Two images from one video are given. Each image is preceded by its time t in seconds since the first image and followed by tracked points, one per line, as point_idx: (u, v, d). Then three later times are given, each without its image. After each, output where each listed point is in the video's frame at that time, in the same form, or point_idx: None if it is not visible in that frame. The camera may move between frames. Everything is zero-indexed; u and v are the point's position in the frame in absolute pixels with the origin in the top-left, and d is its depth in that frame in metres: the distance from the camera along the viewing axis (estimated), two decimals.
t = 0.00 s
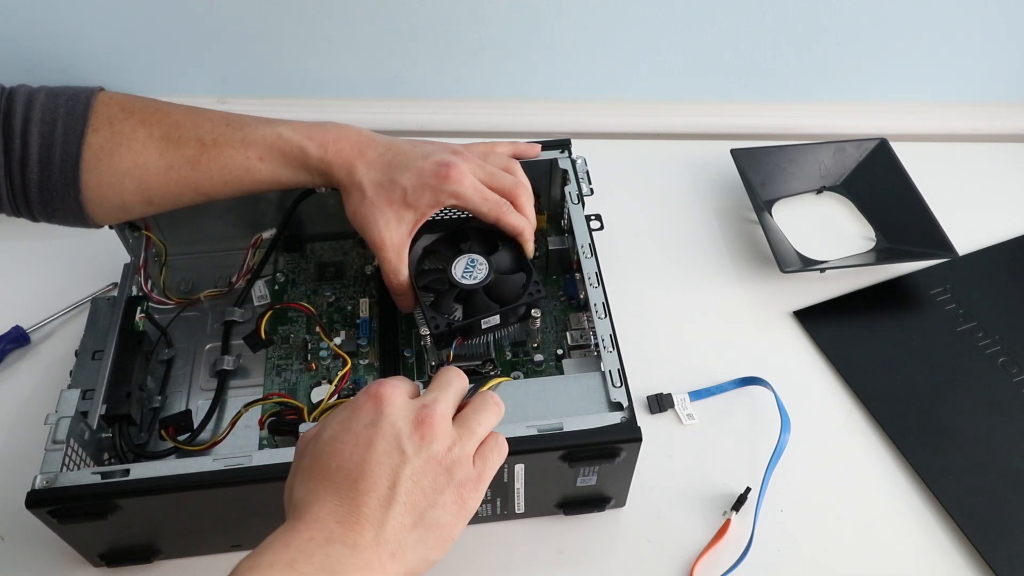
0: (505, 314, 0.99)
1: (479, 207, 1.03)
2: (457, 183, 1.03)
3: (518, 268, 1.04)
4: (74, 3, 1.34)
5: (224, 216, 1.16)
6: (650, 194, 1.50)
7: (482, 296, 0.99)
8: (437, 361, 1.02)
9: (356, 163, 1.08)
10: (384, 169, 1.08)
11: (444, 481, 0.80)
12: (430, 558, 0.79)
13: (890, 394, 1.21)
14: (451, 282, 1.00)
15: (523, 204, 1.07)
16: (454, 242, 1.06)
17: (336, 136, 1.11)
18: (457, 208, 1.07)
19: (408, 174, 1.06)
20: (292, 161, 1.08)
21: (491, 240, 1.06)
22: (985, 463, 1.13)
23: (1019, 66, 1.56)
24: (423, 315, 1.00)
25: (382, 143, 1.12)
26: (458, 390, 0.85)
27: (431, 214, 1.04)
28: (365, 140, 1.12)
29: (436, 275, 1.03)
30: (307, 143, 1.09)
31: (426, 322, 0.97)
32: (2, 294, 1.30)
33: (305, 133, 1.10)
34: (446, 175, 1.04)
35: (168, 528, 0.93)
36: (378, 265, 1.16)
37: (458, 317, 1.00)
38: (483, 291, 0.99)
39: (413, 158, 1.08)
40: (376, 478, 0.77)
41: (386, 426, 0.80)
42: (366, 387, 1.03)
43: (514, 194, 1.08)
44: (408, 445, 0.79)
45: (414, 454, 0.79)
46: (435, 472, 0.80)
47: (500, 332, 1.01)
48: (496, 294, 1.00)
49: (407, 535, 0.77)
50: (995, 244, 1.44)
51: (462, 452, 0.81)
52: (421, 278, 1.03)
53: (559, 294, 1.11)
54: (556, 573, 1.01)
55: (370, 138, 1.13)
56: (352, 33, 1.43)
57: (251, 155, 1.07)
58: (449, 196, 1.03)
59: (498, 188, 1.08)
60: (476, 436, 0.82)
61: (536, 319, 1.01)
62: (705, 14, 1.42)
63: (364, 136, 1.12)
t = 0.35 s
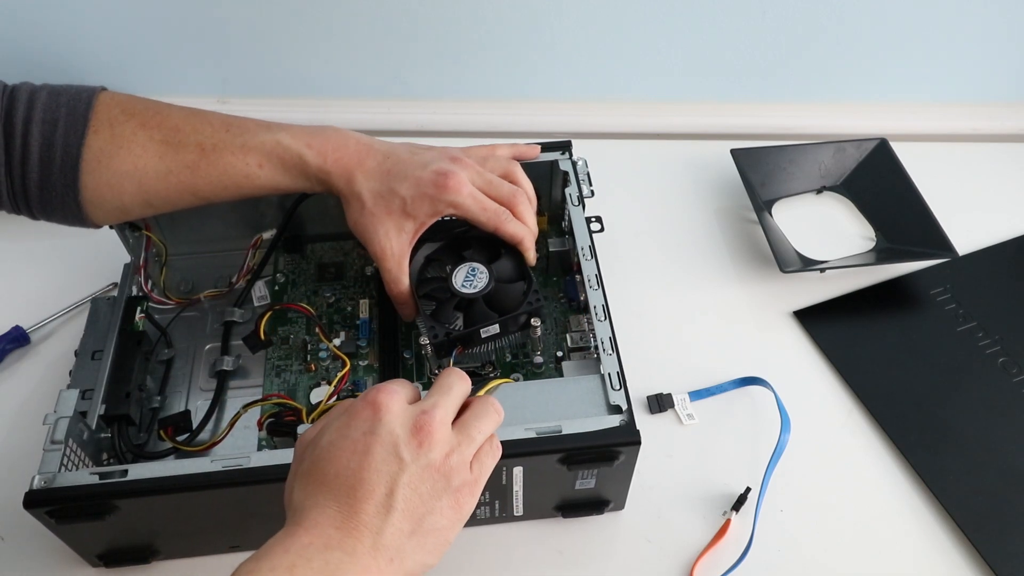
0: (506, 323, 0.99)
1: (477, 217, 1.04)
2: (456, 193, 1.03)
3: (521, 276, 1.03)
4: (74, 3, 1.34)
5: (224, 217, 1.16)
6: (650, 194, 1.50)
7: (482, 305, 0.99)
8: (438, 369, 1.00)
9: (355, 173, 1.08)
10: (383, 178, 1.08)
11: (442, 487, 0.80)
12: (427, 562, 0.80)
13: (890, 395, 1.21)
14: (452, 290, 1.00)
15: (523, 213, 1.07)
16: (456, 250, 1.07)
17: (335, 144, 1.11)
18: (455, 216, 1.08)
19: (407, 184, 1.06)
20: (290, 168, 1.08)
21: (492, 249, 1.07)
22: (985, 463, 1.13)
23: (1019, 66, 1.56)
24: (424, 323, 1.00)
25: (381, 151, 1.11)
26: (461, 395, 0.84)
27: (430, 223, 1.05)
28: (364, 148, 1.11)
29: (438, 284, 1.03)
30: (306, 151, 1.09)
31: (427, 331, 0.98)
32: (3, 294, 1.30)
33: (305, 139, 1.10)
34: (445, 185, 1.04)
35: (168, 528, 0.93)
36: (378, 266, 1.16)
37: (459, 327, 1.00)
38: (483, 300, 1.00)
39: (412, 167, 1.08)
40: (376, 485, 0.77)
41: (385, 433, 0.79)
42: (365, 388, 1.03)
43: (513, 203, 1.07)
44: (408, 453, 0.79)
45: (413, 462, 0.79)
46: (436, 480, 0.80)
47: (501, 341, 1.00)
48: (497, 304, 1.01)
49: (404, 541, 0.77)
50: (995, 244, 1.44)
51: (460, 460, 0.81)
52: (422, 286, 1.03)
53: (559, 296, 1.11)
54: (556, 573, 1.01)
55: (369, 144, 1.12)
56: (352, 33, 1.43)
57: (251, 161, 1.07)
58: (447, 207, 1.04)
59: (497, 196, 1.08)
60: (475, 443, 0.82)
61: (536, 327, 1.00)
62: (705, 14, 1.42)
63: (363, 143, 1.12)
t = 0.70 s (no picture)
0: (514, 320, 1.01)
1: (483, 215, 1.04)
2: (461, 192, 1.03)
3: (524, 271, 1.06)
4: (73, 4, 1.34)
5: (225, 218, 1.16)
6: (650, 194, 1.50)
7: (490, 301, 1.01)
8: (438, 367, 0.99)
9: (358, 173, 1.08)
10: (386, 178, 1.07)
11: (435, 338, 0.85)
12: (439, 408, 0.82)
13: (890, 394, 1.21)
14: (459, 288, 1.01)
15: (524, 206, 1.08)
16: (457, 245, 1.08)
17: (336, 142, 1.10)
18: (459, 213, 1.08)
19: (411, 183, 1.06)
20: (291, 168, 1.08)
21: (493, 244, 1.08)
22: (985, 463, 1.13)
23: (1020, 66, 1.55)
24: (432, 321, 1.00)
25: (383, 150, 1.11)
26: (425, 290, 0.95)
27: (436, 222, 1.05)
28: (366, 147, 1.11)
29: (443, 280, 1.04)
30: (307, 150, 1.08)
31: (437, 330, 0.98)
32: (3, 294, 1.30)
33: (306, 139, 1.09)
34: (451, 183, 1.03)
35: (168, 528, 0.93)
36: (378, 266, 1.16)
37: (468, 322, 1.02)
38: (491, 296, 1.01)
39: (415, 165, 1.08)
40: (373, 334, 0.82)
41: (374, 299, 0.86)
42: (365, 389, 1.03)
43: (516, 199, 1.08)
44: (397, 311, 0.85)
45: (404, 316, 0.85)
46: (427, 331, 0.86)
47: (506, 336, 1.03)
48: (503, 300, 1.02)
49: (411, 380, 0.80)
50: (995, 244, 1.44)
51: (444, 323, 0.89)
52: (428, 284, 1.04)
53: (559, 296, 1.11)
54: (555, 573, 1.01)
55: (371, 144, 1.12)
56: (352, 33, 1.43)
57: (251, 161, 1.07)
58: (453, 205, 1.03)
59: (500, 192, 1.08)
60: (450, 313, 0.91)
61: (543, 323, 1.05)
62: (705, 14, 1.42)
63: (365, 143, 1.12)
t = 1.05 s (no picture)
0: (516, 315, 1.02)
1: (483, 212, 1.04)
2: (461, 189, 1.03)
3: (524, 267, 1.06)
4: (74, 4, 1.34)
5: (225, 219, 1.16)
6: (650, 194, 1.50)
7: (490, 297, 1.02)
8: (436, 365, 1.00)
9: (357, 171, 1.08)
10: (386, 176, 1.07)
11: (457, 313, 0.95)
12: (462, 362, 0.89)
13: (889, 394, 1.21)
14: (460, 285, 1.03)
15: (524, 203, 1.09)
16: (456, 242, 1.09)
17: (335, 142, 1.10)
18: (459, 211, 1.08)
19: (412, 182, 1.06)
20: (290, 166, 1.08)
21: (492, 240, 1.09)
22: (986, 463, 1.13)
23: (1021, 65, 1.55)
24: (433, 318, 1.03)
25: (383, 149, 1.11)
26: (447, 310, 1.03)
27: (436, 220, 1.05)
28: (365, 146, 1.11)
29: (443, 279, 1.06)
30: (306, 149, 1.08)
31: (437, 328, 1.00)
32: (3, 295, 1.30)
33: (305, 138, 1.09)
34: (451, 181, 1.04)
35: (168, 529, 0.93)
36: (378, 267, 1.16)
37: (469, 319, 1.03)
38: (491, 292, 1.02)
39: (415, 163, 1.08)
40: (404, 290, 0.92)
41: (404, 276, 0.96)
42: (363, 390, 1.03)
43: (516, 195, 1.09)
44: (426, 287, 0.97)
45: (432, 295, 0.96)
46: (444, 308, 0.94)
47: (507, 333, 1.03)
48: (504, 297, 1.03)
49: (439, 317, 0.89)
50: (994, 244, 1.44)
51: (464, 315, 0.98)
52: (428, 283, 1.06)
53: (559, 296, 1.11)
54: (555, 573, 1.01)
55: (370, 143, 1.12)
56: (352, 33, 1.43)
57: (250, 161, 1.07)
58: (454, 203, 1.04)
59: (500, 189, 1.09)
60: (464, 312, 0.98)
61: (544, 319, 1.04)
62: (706, 14, 1.42)
63: (364, 141, 1.12)
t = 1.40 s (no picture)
0: (510, 317, 1.03)
1: (482, 215, 1.04)
2: (461, 191, 1.03)
3: (518, 270, 1.07)
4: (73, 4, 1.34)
5: (225, 219, 1.16)
6: (650, 194, 1.50)
7: (486, 299, 1.03)
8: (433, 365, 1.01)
9: (357, 169, 1.08)
10: (385, 176, 1.07)
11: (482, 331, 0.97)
12: (494, 380, 0.90)
13: (889, 394, 1.21)
14: (455, 285, 1.03)
15: (523, 206, 1.10)
16: (453, 242, 1.09)
17: (335, 140, 1.10)
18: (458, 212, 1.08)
19: (412, 182, 1.06)
20: (290, 164, 1.08)
21: (490, 242, 1.09)
22: (986, 463, 1.13)
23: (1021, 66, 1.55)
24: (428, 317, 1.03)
25: (383, 148, 1.11)
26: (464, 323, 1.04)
27: (434, 221, 1.05)
28: (365, 144, 1.11)
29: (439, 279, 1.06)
30: (306, 147, 1.08)
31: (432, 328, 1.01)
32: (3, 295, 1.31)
33: (304, 135, 1.09)
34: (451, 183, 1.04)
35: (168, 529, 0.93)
36: (378, 267, 1.16)
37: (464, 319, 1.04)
38: (487, 294, 1.03)
39: (416, 164, 1.08)
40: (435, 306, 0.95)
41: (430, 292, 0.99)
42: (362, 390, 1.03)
43: (514, 199, 1.09)
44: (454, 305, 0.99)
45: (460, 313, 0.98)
46: (475, 329, 0.96)
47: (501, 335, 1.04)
48: (499, 298, 1.04)
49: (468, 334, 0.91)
50: (995, 244, 1.44)
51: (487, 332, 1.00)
52: (424, 283, 1.05)
53: (559, 296, 1.12)
54: (555, 573, 1.01)
55: (370, 141, 1.12)
56: (352, 33, 1.43)
57: (250, 159, 1.07)
58: (452, 204, 1.04)
59: (499, 192, 1.09)
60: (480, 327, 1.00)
61: (539, 320, 1.05)
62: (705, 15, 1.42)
63: (364, 140, 1.12)
